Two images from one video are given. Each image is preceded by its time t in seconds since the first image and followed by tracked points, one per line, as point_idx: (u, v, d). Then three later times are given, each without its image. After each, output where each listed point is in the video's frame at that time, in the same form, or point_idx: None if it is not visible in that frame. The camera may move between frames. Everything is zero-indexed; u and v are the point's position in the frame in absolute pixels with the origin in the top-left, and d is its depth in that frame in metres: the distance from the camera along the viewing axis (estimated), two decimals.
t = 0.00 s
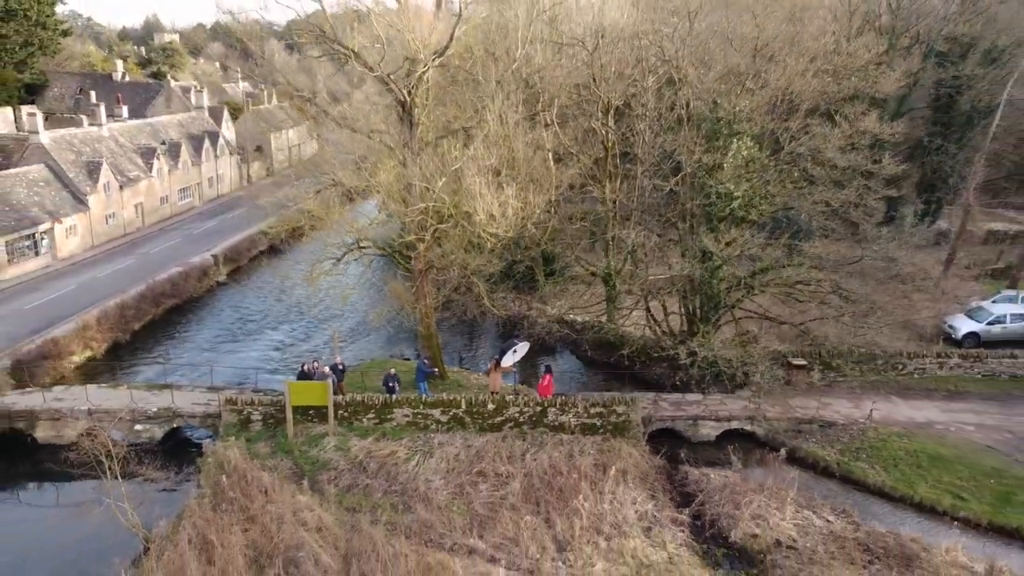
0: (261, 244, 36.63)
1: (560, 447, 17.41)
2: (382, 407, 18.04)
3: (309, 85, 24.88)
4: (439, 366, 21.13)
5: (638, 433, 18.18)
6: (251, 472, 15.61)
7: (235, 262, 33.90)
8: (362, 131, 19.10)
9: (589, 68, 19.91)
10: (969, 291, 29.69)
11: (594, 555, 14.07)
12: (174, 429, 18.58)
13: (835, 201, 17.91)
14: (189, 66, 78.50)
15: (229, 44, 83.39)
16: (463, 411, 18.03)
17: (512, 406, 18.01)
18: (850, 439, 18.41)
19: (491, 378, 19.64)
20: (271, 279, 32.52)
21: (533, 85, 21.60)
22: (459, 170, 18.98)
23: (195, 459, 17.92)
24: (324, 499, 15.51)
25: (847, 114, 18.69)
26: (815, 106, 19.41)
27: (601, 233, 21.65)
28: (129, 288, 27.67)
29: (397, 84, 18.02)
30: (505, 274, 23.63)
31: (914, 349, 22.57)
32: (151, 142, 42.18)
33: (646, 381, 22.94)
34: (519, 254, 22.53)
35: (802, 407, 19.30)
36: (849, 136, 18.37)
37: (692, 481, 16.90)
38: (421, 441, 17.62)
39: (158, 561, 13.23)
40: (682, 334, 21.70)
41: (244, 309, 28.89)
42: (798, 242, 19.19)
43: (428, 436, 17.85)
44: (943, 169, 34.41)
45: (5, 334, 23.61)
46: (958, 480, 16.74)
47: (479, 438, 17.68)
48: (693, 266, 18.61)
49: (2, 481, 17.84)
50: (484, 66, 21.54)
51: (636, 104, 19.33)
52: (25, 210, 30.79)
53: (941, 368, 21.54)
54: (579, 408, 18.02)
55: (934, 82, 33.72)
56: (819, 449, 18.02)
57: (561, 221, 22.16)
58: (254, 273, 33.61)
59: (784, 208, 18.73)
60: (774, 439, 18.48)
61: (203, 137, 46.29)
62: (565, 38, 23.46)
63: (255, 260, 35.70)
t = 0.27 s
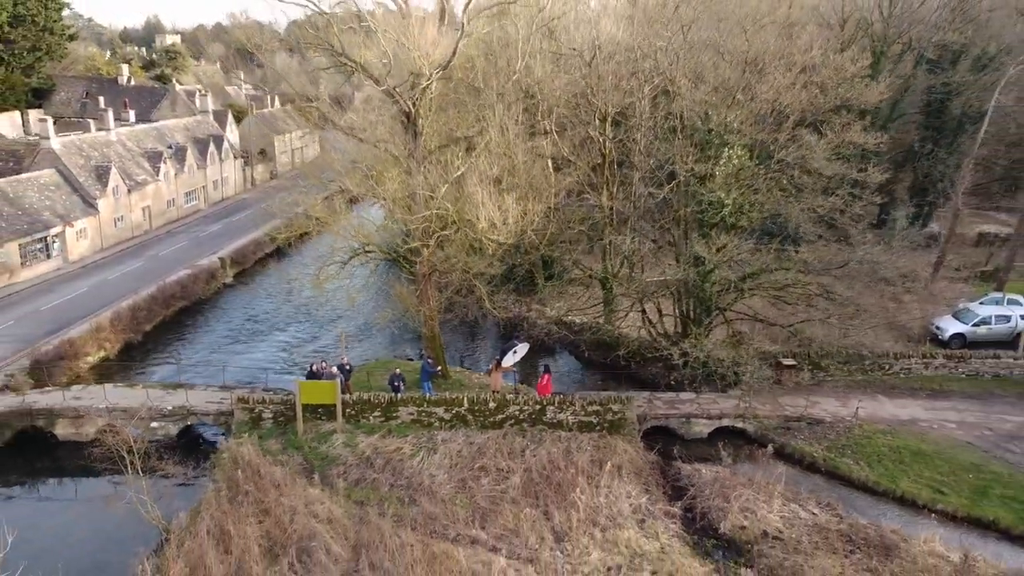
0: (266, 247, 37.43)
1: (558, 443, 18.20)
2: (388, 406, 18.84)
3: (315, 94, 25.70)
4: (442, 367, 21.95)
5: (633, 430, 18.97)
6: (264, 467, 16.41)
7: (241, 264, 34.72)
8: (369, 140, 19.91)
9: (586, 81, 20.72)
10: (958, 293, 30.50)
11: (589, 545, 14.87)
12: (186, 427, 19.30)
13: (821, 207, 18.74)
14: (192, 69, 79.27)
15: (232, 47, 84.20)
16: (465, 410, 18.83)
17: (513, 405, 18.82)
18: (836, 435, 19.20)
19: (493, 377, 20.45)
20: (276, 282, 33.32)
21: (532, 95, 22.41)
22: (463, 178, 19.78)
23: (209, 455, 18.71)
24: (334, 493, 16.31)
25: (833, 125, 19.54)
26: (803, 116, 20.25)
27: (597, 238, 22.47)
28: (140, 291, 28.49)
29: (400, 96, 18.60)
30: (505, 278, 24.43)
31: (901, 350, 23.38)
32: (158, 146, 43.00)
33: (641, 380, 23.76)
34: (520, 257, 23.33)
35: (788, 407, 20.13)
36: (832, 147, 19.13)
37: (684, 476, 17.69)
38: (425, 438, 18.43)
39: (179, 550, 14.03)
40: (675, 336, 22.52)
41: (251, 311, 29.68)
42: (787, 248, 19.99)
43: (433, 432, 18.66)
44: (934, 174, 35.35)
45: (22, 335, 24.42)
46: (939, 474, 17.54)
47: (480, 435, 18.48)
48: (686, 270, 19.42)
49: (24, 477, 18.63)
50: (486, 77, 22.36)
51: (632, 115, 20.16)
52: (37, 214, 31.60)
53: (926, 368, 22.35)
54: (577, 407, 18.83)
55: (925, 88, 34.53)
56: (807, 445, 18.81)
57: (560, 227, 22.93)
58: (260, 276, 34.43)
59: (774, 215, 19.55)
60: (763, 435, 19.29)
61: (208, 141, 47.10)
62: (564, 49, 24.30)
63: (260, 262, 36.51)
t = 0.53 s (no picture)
0: (270, 249, 38.10)
1: (557, 440, 18.87)
2: (392, 405, 19.52)
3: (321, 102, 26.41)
4: (444, 367, 22.63)
5: (629, 427, 19.64)
6: (274, 463, 17.09)
7: (246, 266, 35.39)
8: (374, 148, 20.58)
9: (584, 90, 21.39)
10: (948, 295, 31.17)
11: (586, 537, 15.54)
12: (197, 425, 20.01)
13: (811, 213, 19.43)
14: (194, 71, 79.96)
15: (235, 50, 84.89)
16: (466, 409, 19.50)
17: (513, 404, 19.49)
18: (826, 433, 19.86)
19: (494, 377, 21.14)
20: (281, 284, 33.98)
21: (532, 103, 23.09)
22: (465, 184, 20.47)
23: (220, 452, 19.37)
24: (341, 488, 16.98)
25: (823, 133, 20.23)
26: (794, 124, 20.93)
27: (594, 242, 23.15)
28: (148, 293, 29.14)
29: (404, 105, 19.40)
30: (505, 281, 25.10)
31: (890, 350, 24.05)
32: (163, 150, 43.69)
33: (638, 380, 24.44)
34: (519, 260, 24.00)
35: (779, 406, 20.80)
36: (818, 155, 19.98)
37: (678, 473, 18.36)
38: (429, 435, 19.11)
39: (194, 542, 14.70)
40: (670, 337, 23.21)
41: (257, 312, 30.35)
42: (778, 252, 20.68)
43: (437, 430, 19.34)
44: (926, 178, 36.06)
45: (34, 336, 25.06)
46: (924, 470, 18.21)
47: (482, 433, 19.15)
48: (681, 275, 20.09)
49: (43, 474, 19.31)
50: (487, 86, 23.04)
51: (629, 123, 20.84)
52: (47, 217, 32.29)
53: (914, 368, 23.02)
54: (575, 405, 19.51)
55: (917, 93, 35.23)
56: (797, 443, 19.47)
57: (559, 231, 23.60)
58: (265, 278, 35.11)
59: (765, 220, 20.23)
60: (755, 433, 19.95)
61: (212, 144, 47.79)
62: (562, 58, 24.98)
63: (265, 264, 37.18)
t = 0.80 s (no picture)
0: (275, 252, 38.89)
1: (555, 437, 19.68)
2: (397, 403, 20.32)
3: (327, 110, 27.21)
4: (446, 366, 23.44)
5: (625, 425, 20.44)
6: (285, 459, 17.90)
7: (251, 268, 36.19)
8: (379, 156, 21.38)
9: (581, 101, 22.22)
10: (937, 296, 31.99)
11: (583, 529, 16.35)
12: (209, 423, 20.83)
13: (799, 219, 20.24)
14: (197, 73, 80.73)
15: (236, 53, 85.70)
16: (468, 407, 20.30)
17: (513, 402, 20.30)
18: (814, 430, 20.67)
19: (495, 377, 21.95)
20: (286, 286, 34.79)
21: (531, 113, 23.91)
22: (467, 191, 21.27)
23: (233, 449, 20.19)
24: (349, 482, 17.78)
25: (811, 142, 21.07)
26: (784, 133, 21.76)
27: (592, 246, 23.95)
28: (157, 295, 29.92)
29: (408, 115, 20.31)
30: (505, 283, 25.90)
31: (878, 351, 24.86)
32: (170, 154, 44.50)
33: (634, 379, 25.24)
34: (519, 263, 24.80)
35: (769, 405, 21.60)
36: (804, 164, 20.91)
37: (671, 468, 19.16)
38: (433, 432, 19.92)
39: (211, 533, 15.50)
40: (665, 338, 24.03)
41: (263, 313, 31.15)
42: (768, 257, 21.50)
43: (440, 427, 20.15)
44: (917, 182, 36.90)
45: (49, 337, 25.84)
46: (907, 466, 19.02)
47: (483, 430, 19.94)
48: (674, 278, 20.90)
49: (61, 469, 20.13)
50: (488, 95, 23.85)
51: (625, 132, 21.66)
52: (58, 220, 33.06)
53: (901, 368, 23.84)
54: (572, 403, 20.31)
55: (909, 100, 36.06)
56: (786, 440, 20.28)
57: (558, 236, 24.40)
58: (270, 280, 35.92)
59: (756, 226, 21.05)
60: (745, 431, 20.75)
61: (217, 148, 48.60)
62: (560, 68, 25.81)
63: (270, 266, 37.99)
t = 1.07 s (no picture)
0: (279, 254, 39.69)
1: (554, 435, 20.47)
2: (402, 402, 21.12)
3: (333, 118, 28.01)
4: (448, 367, 24.25)
5: (621, 423, 21.23)
6: (295, 455, 18.70)
7: (257, 271, 36.99)
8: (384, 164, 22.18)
9: (579, 110, 23.00)
10: (927, 298, 32.78)
11: (580, 522, 17.15)
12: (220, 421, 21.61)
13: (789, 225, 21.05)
14: (200, 75, 81.43)
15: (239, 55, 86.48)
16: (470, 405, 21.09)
17: (514, 401, 21.09)
18: (803, 429, 21.46)
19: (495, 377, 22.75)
20: (291, 288, 35.60)
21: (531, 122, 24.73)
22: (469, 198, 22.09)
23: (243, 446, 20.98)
24: (357, 478, 18.57)
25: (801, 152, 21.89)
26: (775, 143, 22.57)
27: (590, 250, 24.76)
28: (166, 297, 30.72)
29: (411, 125, 21.09)
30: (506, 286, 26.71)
31: (867, 352, 25.66)
32: (176, 158, 45.28)
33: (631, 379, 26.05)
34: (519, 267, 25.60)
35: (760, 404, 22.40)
36: (792, 172, 21.77)
37: (665, 465, 19.96)
38: (436, 430, 20.71)
39: (226, 525, 16.28)
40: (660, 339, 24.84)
41: (269, 315, 31.95)
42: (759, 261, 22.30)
43: (443, 425, 20.95)
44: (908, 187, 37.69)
45: (62, 338, 26.64)
46: (891, 463, 19.81)
47: (485, 428, 20.74)
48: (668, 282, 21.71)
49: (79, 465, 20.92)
50: (489, 104, 24.64)
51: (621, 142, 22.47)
52: (69, 224, 33.84)
53: (888, 368, 24.63)
54: (570, 402, 21.10)
55: (902, 105, 36.85)
56: (776, 438, 21.07)
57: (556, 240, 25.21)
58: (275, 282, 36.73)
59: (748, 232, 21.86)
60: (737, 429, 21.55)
61: (222, 151, 49.39)
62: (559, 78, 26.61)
63: (275, 268, 38.79)
